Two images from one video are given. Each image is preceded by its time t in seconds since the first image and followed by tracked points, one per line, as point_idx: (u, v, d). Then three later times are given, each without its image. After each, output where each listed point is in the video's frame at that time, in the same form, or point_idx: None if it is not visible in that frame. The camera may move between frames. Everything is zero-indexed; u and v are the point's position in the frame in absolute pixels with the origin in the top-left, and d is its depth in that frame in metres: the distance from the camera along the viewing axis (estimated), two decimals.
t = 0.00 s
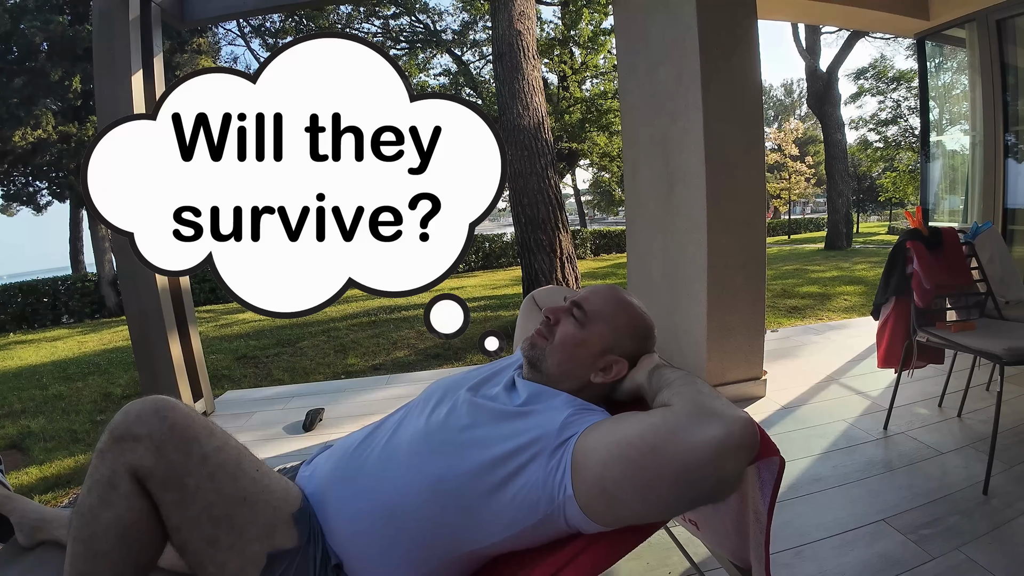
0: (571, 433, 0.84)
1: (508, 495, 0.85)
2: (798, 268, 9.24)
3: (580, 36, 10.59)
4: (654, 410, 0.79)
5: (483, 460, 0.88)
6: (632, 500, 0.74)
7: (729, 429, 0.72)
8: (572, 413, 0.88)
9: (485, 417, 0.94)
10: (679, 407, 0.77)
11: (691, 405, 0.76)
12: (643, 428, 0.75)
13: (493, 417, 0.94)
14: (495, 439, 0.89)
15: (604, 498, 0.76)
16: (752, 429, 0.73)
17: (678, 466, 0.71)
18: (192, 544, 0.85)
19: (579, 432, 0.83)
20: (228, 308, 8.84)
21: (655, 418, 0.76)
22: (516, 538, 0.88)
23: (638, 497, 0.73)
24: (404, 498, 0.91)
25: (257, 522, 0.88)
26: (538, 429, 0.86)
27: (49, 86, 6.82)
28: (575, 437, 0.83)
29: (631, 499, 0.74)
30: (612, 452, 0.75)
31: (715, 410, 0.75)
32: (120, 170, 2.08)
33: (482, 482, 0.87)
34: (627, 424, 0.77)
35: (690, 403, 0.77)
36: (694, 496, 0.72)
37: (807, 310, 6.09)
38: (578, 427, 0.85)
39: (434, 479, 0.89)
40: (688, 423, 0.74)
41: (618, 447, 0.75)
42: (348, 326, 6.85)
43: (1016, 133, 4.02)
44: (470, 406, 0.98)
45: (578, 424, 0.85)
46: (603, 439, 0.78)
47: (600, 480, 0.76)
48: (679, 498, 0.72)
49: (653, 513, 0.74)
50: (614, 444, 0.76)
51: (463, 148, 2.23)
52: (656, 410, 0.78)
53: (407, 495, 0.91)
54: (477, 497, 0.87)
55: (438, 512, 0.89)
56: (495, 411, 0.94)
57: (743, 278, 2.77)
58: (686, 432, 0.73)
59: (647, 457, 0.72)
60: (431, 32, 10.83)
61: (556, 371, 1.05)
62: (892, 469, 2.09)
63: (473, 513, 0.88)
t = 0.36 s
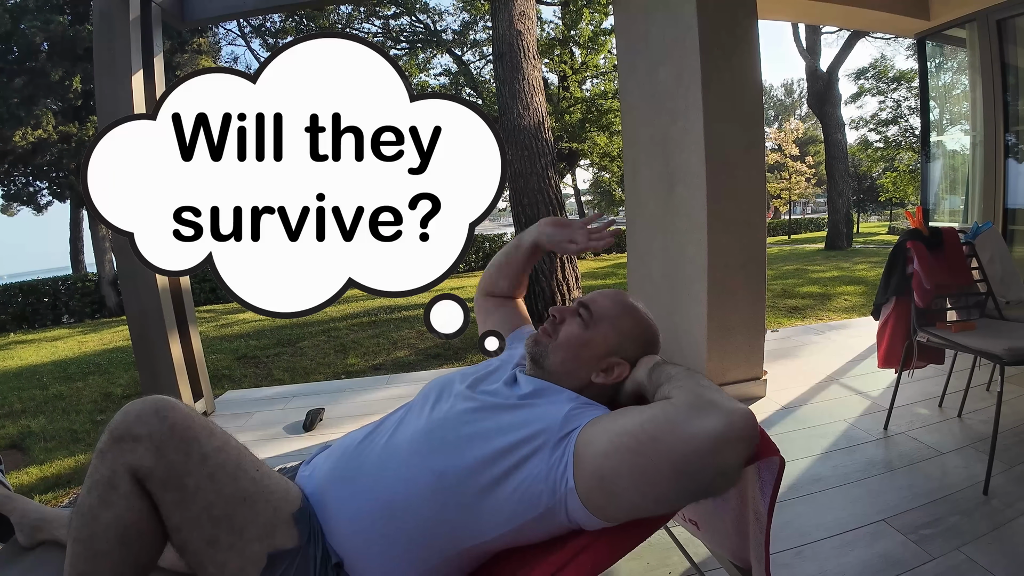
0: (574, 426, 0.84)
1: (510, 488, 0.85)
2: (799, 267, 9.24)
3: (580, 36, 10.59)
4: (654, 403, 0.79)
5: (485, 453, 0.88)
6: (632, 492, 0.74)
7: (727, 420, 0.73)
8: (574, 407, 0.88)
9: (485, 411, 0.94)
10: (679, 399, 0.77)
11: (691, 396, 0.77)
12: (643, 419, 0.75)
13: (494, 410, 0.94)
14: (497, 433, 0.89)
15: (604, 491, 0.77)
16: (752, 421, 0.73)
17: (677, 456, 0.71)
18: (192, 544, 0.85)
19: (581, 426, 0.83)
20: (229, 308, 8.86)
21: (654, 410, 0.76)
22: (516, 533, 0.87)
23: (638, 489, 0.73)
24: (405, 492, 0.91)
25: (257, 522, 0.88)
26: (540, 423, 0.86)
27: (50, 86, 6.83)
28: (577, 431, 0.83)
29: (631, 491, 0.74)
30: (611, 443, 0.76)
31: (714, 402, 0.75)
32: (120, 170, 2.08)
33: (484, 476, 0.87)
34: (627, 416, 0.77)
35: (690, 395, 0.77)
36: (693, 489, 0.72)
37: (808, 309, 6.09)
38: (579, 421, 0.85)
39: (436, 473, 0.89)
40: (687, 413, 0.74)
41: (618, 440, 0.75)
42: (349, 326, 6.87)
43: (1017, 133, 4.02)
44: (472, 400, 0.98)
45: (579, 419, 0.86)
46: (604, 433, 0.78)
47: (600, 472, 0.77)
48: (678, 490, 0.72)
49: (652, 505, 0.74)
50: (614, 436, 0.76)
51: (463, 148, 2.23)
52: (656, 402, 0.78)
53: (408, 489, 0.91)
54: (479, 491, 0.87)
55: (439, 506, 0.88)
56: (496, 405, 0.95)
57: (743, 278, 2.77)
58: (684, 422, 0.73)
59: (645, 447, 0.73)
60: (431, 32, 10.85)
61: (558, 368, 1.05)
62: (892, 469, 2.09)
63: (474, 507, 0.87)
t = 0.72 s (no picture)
0: (574, 432, 0.84)
1: (510, 490, 0.85)
2: (799, 267, 9.25)
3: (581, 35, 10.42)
4: (653, 427, 0.78)
5: (487, 454, 0.87)
6: (630, 512, 0.74)
7: (729, 451, 0.70)
8: (573, 412, 0.88)
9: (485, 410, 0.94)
10: (678, 424, 0.75)
11: (691, 421, 0.75)
12: (644, 445, 0.74)
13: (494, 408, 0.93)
14: (498, 434, 0.88)
15: (603, 507, 0.77)
16: (756, 452, 0.70)
17: (675, 485, 0.71)
18: (192, 546, 0.85)
19: (581, 435, 0.83)
20: (230, 307, 8.90)
21: (652, 437, 0.75)
22: (515, 534, 0.88)
23: (635, 512, 0.73)
24: (405, 493, 0.91)
25: (258, 523, 0.88)
26: (539, 430, 0.86)
27: (49, 86, 7.25)
28: (577, 437, 0.83)
29: (629, 512, 0.74)
30: (611, 464, 0.75)
31: (717, 430, 0.73)
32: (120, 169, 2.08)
33: (485, 477, 0.86)
34: (625, 441, 0.76)
35: (690, 419, 0.76)
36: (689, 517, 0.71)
37: (808, 310, 6.10)
38: (579, 427, 0.85)
39: (436, 473, 0.89)
40: (688, 438, 0.73)
41: (615, 466, 0.75)
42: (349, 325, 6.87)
43: (1017, 133, 4.02)
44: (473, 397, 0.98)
45: (580, 423, 0.86)
46: (602, 453, 0.78)
47: (599, 493, 0.77)
48: (675, 516, 0.71)
49: (650, 527, 0.74)
50: (612, 462, 0.75)
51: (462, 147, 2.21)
52: (654, 428, 0.76)
53: (408, 491, 0.91)
54: (480, 492, 0.87)
55: (439, 506, 0.88)
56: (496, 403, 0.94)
57: (743, 278, 2.77)
58: (685, 453, 0.71)
59: (641, 479, 0.72)
60: (431, 33, 10.90)
61: (549, 366, 1.05)
62: (893, 469, 2.09)
63: (474, 506, 0.87)
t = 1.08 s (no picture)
0: (568, 421, 0.86)
1: (509, 484, 0.85)
2: (799, 267, 9.26)
3: (581, 35, 10.52)
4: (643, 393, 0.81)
5: (486, 449, 0.86)
6: (630, 482, 0.75)
7: (714, 402, 0.75)
8: (567, 404, 0.90)
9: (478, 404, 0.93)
10: (666, 386, 0.79)
11: (677, 380, 0.79)
12: (636, 412, 0.76)
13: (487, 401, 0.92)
14: (497, 429, 0.87)
15: (601, 482, 0.78)
16: (738, 400, 0.76)
17: (672, 443, 0.73)
18: (192, 545, 0.85)
19: (574, 425, 0.84)
20: (230, 307, 8.90)
21: (644, 400, 0.77)
22: (518, 527, 0.88)
23: (637, 477, 0.75)
24: (404, 489, 0.90)
25: (257, 524, 0.88)
26: (533, 421, 0.86)
27: (50, 86, 7.26)
28: (571, 426, 0.85)
29: (631, 477, 0.75)
30: (607, 438, 0.76)
31: (702, 383, 0.77)
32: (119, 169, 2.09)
33: (484, 473, 0.86)
34: (618, 409, 0.79)
35: (677, 379, 0.79)
36: (684, 471, 0.75)
37: (808, 310, 6.10)
38: (573, 417, 0.87)
39: (434, 469, 0.88)
40: (677, 395, 0.76)
41: (611, 433, 0.76)
42: (350, 325, 6.88)
43: (1017, 133, 4.02)
44: (469, 393, 0.96)
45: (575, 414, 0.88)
46: (597, 426, 0.79)
47: (599, 465, 0.77)
48: (672, 472, 0.74)
49: (652, 489, 0.75)
50: (607, 431, 0.77)
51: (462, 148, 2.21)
52: (643, 394, 0.79)
53: (407, 487, 0.90)
54: (479, 486, 0.86)
55: (439, 502, 0.88)
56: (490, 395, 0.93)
57: (743, 279, 2.77)
58: (675, 407, 0.75)
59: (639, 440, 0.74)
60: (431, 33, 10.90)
61: (509, 364, 1.02)
62: (893, 469, 2.09)
63: (475, 500, 0.87)
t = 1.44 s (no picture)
0: (565, 406, 0.87)
1: (514, 474, 0.86)
2: (799, 267, 9.25)
3: (581, 35, 10.54)
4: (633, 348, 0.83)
5: (490, 442, 0.87)
6: (642, 432, 0.77)
7: (698, 334, 0.79)
8: (558, 389, 0.91)
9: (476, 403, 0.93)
10: (653, 336, 0.82)
11: (662, 328, 0.83)
12: (630, 364, 0.78)
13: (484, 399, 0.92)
14: (497, 424, 0.87)
15: (611, 439, 0.79)
16: (716, 328, 0.80)
17: (668, 383, 0.76)
18: (192, 551, 0.85)
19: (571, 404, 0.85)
20: (230, 306, 8.90)
21: (637, 352, 0.79)
22: (522, 520, 0.89)
23: (649, 425, 0.76)
24: (406, 491, 0.90)
25: (258, 528, 0.89)
26: (533, 407, 0.88)
27: (51, 86, 7.26)
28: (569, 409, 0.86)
29: (641, 428, 0.77)
30: (611, 396, 0.78)
31: (684, 325, 0.81)
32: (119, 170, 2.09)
33: (490, 467, 0.86)
34: (614, 369, 0.80)
35: (661, 329, 0.83)
36: (689, 406, 0.77)
37: (808, 310, 6.10)
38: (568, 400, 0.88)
39: (435, 471, 0.88)
40: (664, 339, 0.80)
41: (617, 389, 0.77)
42: (350, 325, 6.87)
43: (1017, 133, 4.01)
44: (464, 393, 0.96)
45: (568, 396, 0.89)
46: (598, 388, 0.80)
47: (607, 426, 0.78)
48: (677, 413, 0.76)
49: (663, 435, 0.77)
50: (611, 390, 0.78)
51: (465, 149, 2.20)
52: (633, 347, 0.81)
53: (411, 485, 0.89)
54: (482, 484, 0.87)
55: (442, 503, 0.88)
56: (486, 392, 0.93)
57: (744, 279, 2.77)
58: (663, 346, 0.78)
59: (641, 387, 0.76)
60: (432, 32, 10.88)
61: (489, 366, 1.01)
62: (893, 469, 2.09)
63: (479, 497, 0.87)
